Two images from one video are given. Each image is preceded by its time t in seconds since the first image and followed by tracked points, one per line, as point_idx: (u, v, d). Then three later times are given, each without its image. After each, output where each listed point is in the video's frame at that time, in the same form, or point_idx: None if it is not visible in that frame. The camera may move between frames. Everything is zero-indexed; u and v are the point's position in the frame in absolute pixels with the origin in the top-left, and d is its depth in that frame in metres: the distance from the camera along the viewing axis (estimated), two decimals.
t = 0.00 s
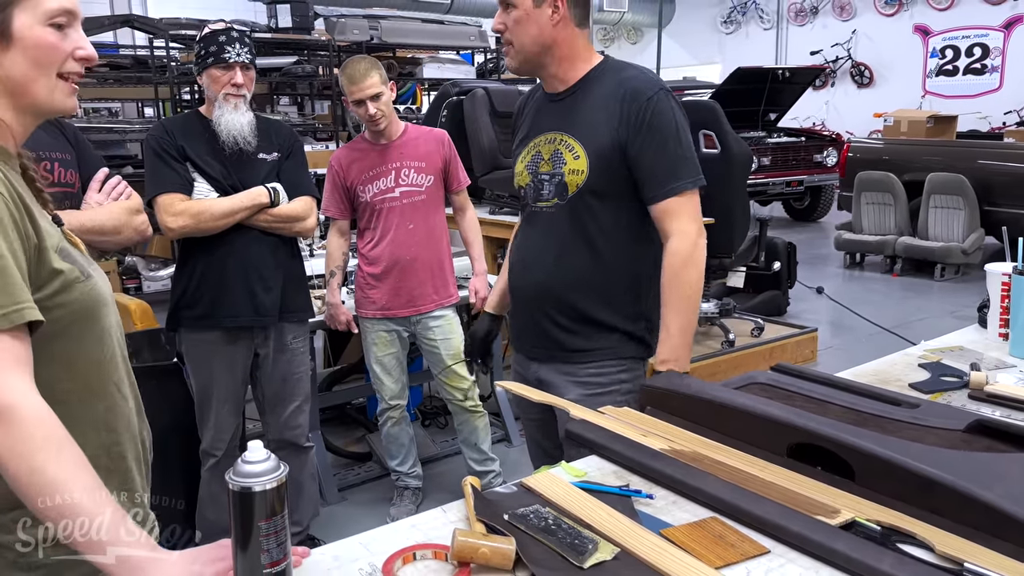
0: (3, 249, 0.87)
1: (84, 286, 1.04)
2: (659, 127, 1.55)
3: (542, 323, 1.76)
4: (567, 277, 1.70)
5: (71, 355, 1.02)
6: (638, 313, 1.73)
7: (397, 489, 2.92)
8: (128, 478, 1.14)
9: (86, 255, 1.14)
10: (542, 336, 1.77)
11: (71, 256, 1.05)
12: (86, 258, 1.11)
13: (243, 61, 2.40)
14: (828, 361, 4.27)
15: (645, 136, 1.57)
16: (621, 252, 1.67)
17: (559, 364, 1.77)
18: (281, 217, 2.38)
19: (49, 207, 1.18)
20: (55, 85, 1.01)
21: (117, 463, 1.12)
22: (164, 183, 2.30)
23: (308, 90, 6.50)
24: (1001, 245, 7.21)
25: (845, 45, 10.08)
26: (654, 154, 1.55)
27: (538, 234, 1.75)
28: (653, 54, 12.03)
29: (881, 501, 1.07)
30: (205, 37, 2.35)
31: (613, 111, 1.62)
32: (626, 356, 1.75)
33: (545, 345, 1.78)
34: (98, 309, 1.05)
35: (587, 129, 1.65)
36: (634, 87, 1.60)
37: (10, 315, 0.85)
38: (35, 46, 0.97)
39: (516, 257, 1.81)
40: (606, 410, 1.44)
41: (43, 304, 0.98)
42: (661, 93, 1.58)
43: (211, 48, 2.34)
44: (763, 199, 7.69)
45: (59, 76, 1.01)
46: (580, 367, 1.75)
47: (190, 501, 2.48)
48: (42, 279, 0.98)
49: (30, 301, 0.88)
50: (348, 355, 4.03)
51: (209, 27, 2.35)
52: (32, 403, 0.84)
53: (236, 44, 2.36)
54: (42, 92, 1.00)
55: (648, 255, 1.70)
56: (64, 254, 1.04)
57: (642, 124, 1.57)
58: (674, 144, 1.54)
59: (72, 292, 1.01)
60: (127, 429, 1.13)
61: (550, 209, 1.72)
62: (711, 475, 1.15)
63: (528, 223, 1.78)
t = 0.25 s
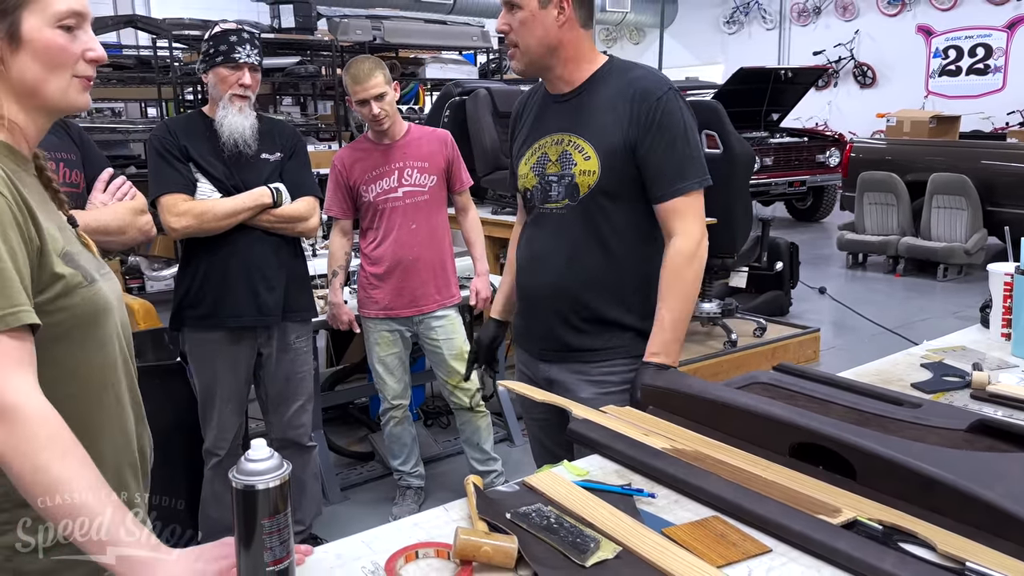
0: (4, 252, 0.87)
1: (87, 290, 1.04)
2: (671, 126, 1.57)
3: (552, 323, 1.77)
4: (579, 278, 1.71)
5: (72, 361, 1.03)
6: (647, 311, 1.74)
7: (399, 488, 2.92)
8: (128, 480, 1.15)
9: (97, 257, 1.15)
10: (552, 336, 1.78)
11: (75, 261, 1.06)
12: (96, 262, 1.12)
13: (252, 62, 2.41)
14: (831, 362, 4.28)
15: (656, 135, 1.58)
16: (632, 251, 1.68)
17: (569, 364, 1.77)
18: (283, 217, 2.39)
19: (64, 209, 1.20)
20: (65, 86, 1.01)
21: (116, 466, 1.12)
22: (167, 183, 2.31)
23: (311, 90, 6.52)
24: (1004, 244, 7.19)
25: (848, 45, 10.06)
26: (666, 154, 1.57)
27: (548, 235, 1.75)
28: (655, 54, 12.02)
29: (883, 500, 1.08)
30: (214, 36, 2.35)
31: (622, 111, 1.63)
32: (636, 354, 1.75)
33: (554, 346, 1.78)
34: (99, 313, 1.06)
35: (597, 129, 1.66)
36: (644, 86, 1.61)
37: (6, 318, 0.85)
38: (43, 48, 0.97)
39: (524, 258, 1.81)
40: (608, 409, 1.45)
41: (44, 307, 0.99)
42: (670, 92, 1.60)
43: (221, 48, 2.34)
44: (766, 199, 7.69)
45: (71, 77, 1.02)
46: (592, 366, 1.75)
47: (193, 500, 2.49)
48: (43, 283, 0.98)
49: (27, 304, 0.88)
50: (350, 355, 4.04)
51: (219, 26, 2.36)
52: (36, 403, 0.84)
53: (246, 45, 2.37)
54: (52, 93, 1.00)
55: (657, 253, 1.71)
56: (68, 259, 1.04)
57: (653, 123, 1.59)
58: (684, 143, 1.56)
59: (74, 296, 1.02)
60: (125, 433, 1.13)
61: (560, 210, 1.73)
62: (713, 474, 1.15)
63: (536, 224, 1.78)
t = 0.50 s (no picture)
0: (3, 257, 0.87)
1: (86, 298, 1.03)
2: (676, 123, 1.59)
3: (559, 322, 1.78)
4: (585, 275, 1.72)
5: (73, 365, 1.03)
6: (654, 308, 1.75)
7: (402, 488, 2.93)
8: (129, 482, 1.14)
9: (106, 264, 1.14)
10: (559, 335, 1.78)
11: (77, 268, 1.04)
12: (104, 268, 1.11)
13: (261, 62, 2.43)
14: (834, 362, 4.27)
15: (660, 132, 1.61)
16: (639, 248, 1.69)
17: (577, 363, 1.78)
18: (287, 218, 2.39)
19: (76, 212, 1.21)
20: (75, 92, 1.02)
21: (117, 468, 1.12)
22: (171, 182, 2.32)
23: (315, 91, 6.53)
24: (1008, 245, 7.18)
25: (851, 45, 10.05)
26: (672, 150, 1.59)
27: (553, 232, 1.77)
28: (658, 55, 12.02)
29: (885, 499, 1.08)
30: (225, 36, 2.37)
31: (627, 109, 1.66)
32: (643, 352, 1.76)
33: (561, 345, 1.79)
34: (100, 319, 1.05)
35: (602, 127, 1.68)
36: (649, 84, 1.64)
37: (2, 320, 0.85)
38: (52, 55, 0.98)
39: (530, 258, 1.83)
40: (611, 409, 1.45)
41: (41, 314, 0.98)
42: (675, 89, 1.62)
43: (231, 46, 2.36)
44: (769, 199, 7.68)
45: (80, 83, 1.02)
46: (599, 365, 1.76)
47: (196, 500, 2.50)
48: (41, 288, 0.98)
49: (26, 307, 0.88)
50: (353, 355, 4.04)
51: (229, 26, 2.38)
52: (40, 403, 0.85)
53: (257, 45, 2.40)
54: (62, 100, 1.01)
55: (663, 250, 1.73)
56: (71, 265, 1.03)
57: (657, 120, 1.61)
58: (689, 138, 1.59)
59: (74, 301, 1.01)
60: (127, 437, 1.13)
61: (565, 208, 1.74)
62: (715, 473, 1.15)
63: (541, 223, 1.80)
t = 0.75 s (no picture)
0: (4, 256, 0.88)
1: (88, 300, 1.03)
2: (684, 121, 1.61)
3: (569, 322, 1.78)
4: (596, 274, 1.73)
5: (75, 367, 1.03)
6: (663, 307, 1.76)
7: (404, 488, 2.93)
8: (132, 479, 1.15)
9: (108, 265, 1.14)
10: (569, 336, 1.79)
11: (80, 270, 1.04)
12: (105, 271, 1.11)
13: (268, 62, 2.43)
14: (837, 363, 4.27)
15: (668, 130, 1.62)
16: (649, 246, 1.70)
17: (586, 363, 1.79)
18: (292, 219, 2.40)
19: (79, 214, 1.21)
20: (84, 96, 1.02)
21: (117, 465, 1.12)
22: (177, 182, 2.32)
23: (318, 91, 6.53)
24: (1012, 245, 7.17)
25: (855, 46, 10.04)
26: (681, 148, 1.60)
27: (561, 233, 1.77)
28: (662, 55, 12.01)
29: (888, 499, 1.07)
30: (231, 36, 2.37)
31: (634, 109, 1.67)
32: (652, 351, 1.77)
33: (571, 345, 1.79)
34: (102, 320, 1.05)
35: (610, 126, 1.69)
36: (656, 83, 1.65)
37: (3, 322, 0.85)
38: (63, 60, 0.99)
39: (538, 259, 1.83)
40: (613, 409, 1.45)
41: (42, 315, 0.98)
42: (681, 87, 1.64)
43: (238, 47, 2.36)
44: (772, 200, 7.67)
45: (90, 87, 1.02)
46: (609, 364, 1.77)
47: (199, 500, 2.50)
48: (44, 290, 0.98)
49: (31, 308, 0.88)
50: (356, 355, 4.05)
51: (236, 26, 2.38)
52: (43, 403, 0.86)
53: (263, 45, 2.40)
54: (73, 103, 1.02)
55: (672, 247, 1.74)
56: (73, 268, 1.03)
57: (665, 119, 1.62)
58: (698, 135, 1.60)
59: (76, 304, 1.01)
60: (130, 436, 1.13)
61: (574, 208, 1.75)
62: (718, 473, 1.16)
63: (549, 223, 1.81)
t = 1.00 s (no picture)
0: (11, 256, 0.88)
1: (93, 298, 1.03)
2: (689, 120, 1.61)
3: (576, 323, 1.79)
4: (602, 274, 1.73)
5: (82, 366, 1.04)
6: (669, 306, 1.76)
7: (408, 488, 2.93)
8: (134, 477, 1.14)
9: (109, 264, 1.15)
10: (576, 336, 1.79)
11: (84, 269, 1.04)
12: (107, 269, 1.11)
13: (272, 63, 2.44)
14: (841, 363, 4.26)
15: (673, 130, 1.62)
16: (655, 246, 1.70)
17: (592, 363, 1.79)
18: (297, 220, 2.40)
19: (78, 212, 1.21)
20: (84, 101, 1.03)
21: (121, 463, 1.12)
22: (182, 182, 2.33)
23: (322, 92, 6.54)
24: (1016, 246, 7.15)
25: (860, 46, 10.02)
26: (686, 147, 1.60)
27: (566, 234, 1.78)
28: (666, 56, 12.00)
29: (891, 500, 1.07)
30: (236, 37, 2.39)
31: (639, 109, 1.67)
32: (658, 351, 1.77)
33: (577, 345, 1.80)
34: (107, 319, 1.06)
35: (615, 127, 1.69)
36: (660, 82, 1.66)
37: (11, 321, 0.85)
38: (63, 65, 0.99)
39: (544, 261, 1.84)
40: (617, 409, 1.45)
41: (48, 314, 0.99)
42: (686, 87, 1.64)
43: (242, 48, 2.38)
44: (776, 201, 7.67)
45: (89, 92, 1.03)
46: (614, 364, 1.77)
47: (203, 500, 2.51)
48: (50, 289, 0.99)
49: (36, 309, 0.89)
50: (360, 355, 4.06)
51: (240, 27, 2.40)
52: (50, 401, 0.86)
53: (267, 45, 2.41)
54: (71, 107, 1.02)
55: (678, 246, 1.74)
56: (77, 266, 1.03)
57: (670, 119, 1.63)
58: (703, 135, 1.60)
59: (82, 303, 1.02)
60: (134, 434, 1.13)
61: (580, 209, 1.75)
62: (721, 473, 1.16)
63: (554, 225, 1.81)
